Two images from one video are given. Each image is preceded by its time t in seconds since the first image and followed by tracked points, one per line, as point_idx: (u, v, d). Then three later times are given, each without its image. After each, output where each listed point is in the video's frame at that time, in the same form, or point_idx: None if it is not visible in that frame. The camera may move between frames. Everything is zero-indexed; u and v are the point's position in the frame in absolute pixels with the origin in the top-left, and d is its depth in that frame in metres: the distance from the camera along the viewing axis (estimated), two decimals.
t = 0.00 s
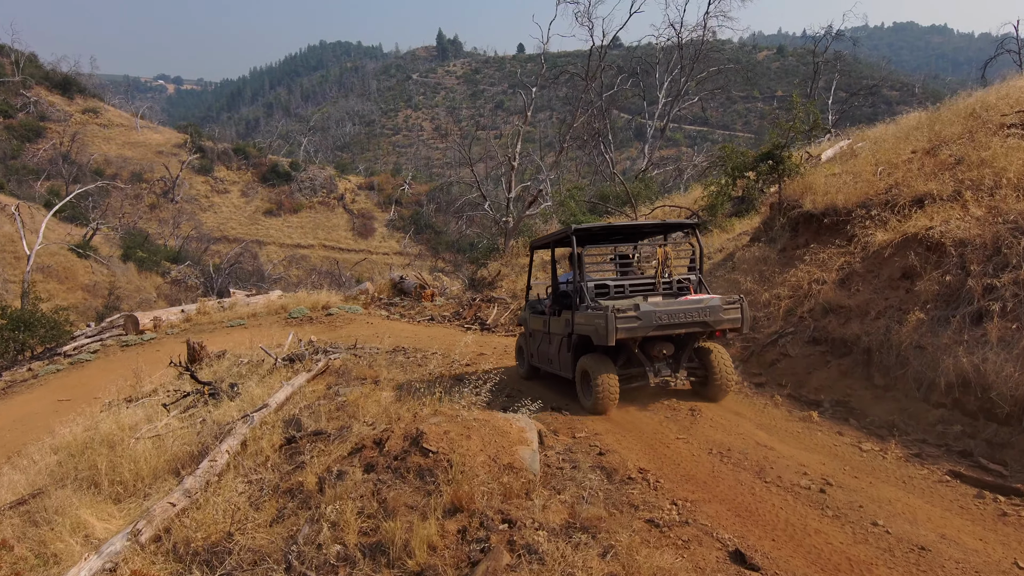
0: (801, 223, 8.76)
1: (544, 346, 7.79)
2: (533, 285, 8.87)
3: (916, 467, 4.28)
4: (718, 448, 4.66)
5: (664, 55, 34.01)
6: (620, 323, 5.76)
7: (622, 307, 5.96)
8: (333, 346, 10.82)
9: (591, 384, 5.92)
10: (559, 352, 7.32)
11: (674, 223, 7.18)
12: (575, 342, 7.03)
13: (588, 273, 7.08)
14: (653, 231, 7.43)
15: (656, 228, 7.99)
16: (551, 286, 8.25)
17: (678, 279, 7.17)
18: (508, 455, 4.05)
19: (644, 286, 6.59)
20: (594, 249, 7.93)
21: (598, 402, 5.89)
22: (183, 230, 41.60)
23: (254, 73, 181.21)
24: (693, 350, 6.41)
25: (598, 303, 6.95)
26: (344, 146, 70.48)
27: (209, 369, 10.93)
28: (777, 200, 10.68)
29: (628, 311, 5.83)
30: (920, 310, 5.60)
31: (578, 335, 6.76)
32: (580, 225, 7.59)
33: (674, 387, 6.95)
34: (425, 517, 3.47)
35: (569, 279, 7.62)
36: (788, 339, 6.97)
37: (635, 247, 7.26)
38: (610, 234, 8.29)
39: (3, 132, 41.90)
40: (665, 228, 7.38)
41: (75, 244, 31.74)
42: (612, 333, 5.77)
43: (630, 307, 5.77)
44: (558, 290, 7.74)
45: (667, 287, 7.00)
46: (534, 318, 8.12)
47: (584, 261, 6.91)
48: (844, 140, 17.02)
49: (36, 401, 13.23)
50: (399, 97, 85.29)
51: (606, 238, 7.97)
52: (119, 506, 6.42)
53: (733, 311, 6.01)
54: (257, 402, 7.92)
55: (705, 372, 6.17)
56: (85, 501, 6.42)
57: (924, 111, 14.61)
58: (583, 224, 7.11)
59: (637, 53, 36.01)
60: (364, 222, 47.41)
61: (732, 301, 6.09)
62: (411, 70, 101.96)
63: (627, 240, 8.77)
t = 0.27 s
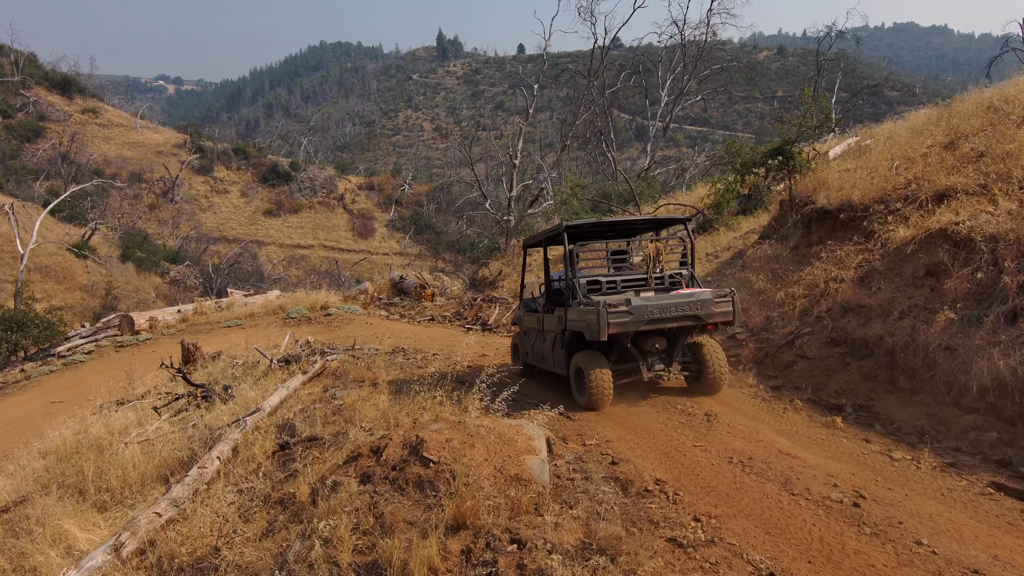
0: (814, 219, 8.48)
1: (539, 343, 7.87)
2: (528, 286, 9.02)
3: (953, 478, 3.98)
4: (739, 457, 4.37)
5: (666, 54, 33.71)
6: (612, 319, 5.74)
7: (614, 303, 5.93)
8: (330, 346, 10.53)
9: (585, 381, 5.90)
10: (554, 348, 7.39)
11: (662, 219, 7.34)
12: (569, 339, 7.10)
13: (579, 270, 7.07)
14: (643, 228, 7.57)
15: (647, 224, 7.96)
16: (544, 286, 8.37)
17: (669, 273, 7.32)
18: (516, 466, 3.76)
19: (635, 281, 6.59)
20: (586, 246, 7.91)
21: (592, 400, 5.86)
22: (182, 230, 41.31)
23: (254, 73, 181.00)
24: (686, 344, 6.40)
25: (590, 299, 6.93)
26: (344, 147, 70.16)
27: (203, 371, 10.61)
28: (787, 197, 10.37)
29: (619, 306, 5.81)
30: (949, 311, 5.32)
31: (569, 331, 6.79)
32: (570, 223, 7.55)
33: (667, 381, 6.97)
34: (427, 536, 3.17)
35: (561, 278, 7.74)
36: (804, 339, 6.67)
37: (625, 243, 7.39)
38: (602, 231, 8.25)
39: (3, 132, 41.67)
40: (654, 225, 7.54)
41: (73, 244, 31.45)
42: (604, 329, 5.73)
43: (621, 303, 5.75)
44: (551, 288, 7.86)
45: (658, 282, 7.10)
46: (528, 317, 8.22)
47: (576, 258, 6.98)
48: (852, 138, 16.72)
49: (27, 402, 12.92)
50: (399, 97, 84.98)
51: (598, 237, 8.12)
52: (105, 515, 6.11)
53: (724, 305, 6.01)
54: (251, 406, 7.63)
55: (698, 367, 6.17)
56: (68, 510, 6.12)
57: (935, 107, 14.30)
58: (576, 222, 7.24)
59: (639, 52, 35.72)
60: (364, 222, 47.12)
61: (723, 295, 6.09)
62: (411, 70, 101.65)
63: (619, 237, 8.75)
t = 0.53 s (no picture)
0: (828, 217, 8.22)
1: (535, 342, 7.90)
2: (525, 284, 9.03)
3: (996, 492, 3.69)
4: (762, 468, 4.09)
5: (668, 53, 33.46)
6: (606, 320, 5.73)
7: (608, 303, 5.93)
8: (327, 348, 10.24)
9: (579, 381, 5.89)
10: (549, 347, 7.40)
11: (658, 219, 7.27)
12: (563, 339, 7.10)
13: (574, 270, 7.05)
14: (639, 229, 7.51)
15: (642, 224, 7.92)
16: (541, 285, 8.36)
17: (663, 273, 7.31)
18: (526, 480, 3.48)
19: (630, 281, 6.58)
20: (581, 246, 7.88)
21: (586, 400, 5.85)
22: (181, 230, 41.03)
23: (254, 73, 180.77)
24: (680, 344, 6.40)
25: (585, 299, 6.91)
26: (344, 147, 69.86)
27: (198, 374, 10.32)
28: (797, 194, 10.10)
29: (613, 307, 5.80)
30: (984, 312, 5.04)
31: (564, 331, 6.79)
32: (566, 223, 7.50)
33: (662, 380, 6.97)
34: (431, 559, 2.88)
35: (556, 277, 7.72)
36: (823, 340, 6.39)
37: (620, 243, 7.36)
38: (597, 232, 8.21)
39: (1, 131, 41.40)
40: (649, 225, 7.47)
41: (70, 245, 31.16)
42: (598, 330, 5.72)
43: (615, 304, 5.75)
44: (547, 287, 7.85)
45: (653, 282, 7.07)
46: (525, 315, 8.24)
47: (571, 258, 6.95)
48: (859, 135, 16.43)
49: (18, 404, 12.64)
50: (399, 97, 84.70)
51: (593, 237, 8.07)
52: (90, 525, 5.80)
53: (718, 306, 6.01)
54: (245, 410, 7.33)
55: (692, 367, 6.17)
56: (51, 519, 5.81)
57: (946, 104, 14.00)
58: (571, 221, 7.16)
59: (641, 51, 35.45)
60: (364, 222, 46.86)
61: (717, 296, 6.09)
62: (411, 71, 101.34)
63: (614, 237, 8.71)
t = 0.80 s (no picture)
0: (843, 214, 7.96)
1: (529, 339, 7.90)
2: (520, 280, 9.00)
3: None
4: (790, 478, 3.83)
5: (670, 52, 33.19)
6: (600, 317, 5.76)
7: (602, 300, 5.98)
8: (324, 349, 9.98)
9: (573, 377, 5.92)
10: (543, 345, 7.41)
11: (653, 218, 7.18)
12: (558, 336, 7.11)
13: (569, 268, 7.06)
14: (633, 227, 7.45)
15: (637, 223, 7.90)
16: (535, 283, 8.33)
17: (658, 271, 7.31)
18: (539, 493, 3.22)
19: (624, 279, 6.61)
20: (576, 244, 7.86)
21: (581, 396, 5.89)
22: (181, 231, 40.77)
23: (254, 74, 180.51)
24: (675, 341, 6.44)
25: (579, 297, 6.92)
26: (344, 147, 69.59)
27: (194, 376, 10.04)
28: (808, 192, 9.84)
29: (608, 304, 5.84)
30: None
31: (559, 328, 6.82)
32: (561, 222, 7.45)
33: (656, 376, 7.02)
34: None
35: (550, 275, 7.69)
36: (843, 341, 6.12)
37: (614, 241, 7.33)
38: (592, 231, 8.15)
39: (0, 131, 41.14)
40: (644, 224, 7.40)
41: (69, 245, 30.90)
42: (592, 327, 5.77)
43: (609, 301, 5.80)
44: (542, 285, 7.83)
45: (647, 281, 7.05)
46: (519, 313, 8.23)
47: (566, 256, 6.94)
48: (867, 132, 16.14)
49: (11, 406, 12.38)
50: (399, 97, 84.44)
51: (588, 235, 7.99)
52: (76, 535, 5.52)
53: (711, 303, 6.07)
54: (240, 413, 7.07)
55: (686, 363, 6.22)
56: (35, 528, 5.52)
57: (957, 100, 13.72)
58: (566, 220, 7.04)
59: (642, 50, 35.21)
60: (363, 222, 46.62)
61: (711, 293, 6.14)
62: (411, 71, 101.05)
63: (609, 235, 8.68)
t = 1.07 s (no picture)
0: (859, 211, 7.73)
1: (525, 338, 7.92)
2: (516, 280, 9.01)
3: None
4: (821, 490, 3.58)
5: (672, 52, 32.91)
6: (594, 314, 5.93)
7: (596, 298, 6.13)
8: (323, 351, 9.75)
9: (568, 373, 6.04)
10: (539, 343, 7.44)
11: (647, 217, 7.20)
12: (553, 334, 7.18)
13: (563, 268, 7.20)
14: (628, 226, 7.46)
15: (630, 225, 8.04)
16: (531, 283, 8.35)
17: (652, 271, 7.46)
18: (554, 509, 2.98)
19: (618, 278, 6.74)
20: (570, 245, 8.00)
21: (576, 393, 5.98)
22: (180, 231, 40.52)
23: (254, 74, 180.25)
24: (667, 339, 6.61)
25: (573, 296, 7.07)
26: (344, 147, 69.35)
27: (190, 378, 9.80)
28: (820, 190, 9.60)
29: (601, 301, 6.01)
30: None
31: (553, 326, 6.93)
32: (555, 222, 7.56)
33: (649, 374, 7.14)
34: None
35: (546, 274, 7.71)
36: (863, 343, 5.87)
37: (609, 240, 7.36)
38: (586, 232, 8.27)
39: None
40: (639, 223, 7.41)
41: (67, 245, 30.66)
42: (586, 323, 5.92)
43: (602, 298, 5.95)
44: (536, 285, 7.95)
45: (641, 279, 7.09)
46: (515, 312, 8.24)
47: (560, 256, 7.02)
48: (876, 130, 15.89)
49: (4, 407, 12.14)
50: (399, 98, 84.19)
51: (583, 234, 7.99)
52: (64, 546, 5.25)
53: (702, 300, 6.23)
54: (237, 417, 6.82)
55: (679, 359, 6.35)
56: (21, 538, 5.26)
57: (969, 97, 13.47)
58: (560, 221, 7.20)
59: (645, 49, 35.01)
60: (363, 223, 46.39)
61: (702, 291, 6.32)
62: (411, 71, 100.81)
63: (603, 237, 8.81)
